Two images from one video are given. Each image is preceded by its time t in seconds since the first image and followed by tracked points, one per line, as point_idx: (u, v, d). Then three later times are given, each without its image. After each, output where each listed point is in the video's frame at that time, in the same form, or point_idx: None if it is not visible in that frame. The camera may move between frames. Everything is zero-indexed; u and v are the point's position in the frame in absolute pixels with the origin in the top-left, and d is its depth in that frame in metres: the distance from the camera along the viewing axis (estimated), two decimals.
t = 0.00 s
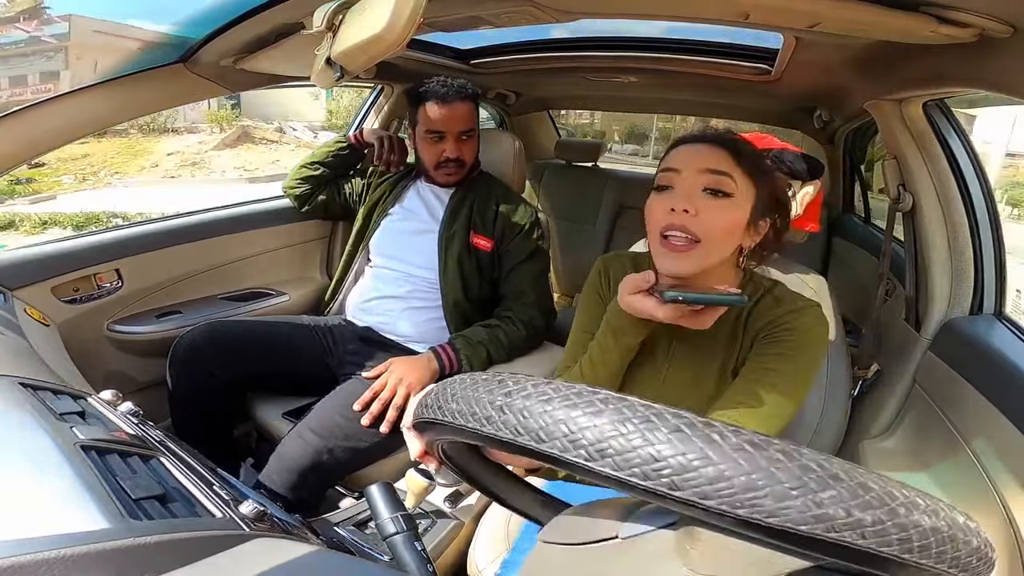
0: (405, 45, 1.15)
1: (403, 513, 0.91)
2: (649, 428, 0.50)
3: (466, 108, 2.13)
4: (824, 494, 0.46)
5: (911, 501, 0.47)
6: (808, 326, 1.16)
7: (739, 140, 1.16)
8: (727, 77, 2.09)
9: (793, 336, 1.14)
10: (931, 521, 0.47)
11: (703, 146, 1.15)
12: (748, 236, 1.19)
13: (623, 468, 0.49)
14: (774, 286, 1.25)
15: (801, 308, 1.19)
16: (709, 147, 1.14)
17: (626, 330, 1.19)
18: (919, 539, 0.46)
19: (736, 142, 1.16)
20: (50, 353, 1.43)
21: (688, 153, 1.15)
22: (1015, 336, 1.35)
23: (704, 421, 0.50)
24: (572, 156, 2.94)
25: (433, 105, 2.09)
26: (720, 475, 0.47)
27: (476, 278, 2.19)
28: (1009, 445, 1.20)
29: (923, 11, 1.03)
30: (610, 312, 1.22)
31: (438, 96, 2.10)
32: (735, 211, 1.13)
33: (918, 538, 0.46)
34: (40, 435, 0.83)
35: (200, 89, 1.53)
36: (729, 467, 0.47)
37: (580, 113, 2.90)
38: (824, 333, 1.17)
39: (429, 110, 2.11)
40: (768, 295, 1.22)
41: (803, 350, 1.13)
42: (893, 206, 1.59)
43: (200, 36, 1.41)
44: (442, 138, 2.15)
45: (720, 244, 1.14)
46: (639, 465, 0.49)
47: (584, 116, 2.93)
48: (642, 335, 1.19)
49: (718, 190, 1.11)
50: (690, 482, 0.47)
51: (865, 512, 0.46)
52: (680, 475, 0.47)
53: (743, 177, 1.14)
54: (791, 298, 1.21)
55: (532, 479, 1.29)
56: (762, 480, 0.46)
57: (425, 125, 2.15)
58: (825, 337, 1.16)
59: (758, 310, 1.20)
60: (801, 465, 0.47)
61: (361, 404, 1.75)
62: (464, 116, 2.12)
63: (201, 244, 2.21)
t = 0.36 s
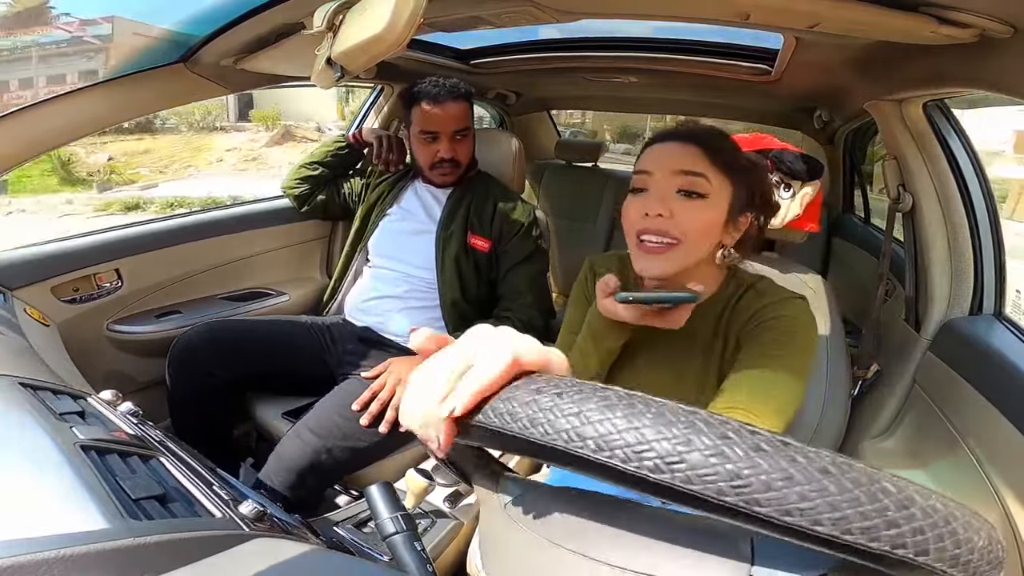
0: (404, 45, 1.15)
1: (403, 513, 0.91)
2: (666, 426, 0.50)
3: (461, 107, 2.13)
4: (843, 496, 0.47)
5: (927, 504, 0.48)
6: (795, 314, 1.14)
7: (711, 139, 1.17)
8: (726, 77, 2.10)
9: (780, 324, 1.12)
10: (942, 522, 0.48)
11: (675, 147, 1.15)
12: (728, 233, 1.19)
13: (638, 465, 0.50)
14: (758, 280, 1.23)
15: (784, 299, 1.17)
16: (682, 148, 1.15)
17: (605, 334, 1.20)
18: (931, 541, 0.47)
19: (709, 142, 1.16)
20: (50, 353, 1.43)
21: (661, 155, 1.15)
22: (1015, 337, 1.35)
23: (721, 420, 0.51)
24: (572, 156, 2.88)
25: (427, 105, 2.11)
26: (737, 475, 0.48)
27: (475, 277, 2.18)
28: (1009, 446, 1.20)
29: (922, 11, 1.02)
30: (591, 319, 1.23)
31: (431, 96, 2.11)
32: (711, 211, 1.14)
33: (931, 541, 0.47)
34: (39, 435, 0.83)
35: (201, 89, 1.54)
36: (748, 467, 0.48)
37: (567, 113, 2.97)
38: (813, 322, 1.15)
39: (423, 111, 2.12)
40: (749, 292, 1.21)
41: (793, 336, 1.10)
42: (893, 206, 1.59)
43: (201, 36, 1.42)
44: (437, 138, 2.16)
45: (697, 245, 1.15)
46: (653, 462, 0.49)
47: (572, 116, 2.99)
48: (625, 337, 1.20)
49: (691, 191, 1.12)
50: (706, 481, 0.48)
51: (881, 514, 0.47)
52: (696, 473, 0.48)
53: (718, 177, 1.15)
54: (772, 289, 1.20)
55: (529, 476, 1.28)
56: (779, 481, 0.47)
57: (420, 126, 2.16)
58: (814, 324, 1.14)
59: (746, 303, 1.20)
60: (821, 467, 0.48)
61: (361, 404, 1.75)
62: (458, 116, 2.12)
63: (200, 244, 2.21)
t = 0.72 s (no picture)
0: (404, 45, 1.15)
1: (403, 513, 0.91)
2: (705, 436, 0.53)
3: (459, 107, 2.13)
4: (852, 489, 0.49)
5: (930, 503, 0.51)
6: (779, 315, 1.14)
7: (674, 142, 1.15)
8: (726, 77, 2.10)
9: (762, 326, 1.12)
10: (942, 517, 0.51)
11: (637, 154, 1.13)
12: (697, 235, 1.19)
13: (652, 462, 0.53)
14: (738, 278, 1.25)
15: (767, 298, 1.19)
16: (644, 154, 1.13)
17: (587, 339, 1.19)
18: (933, 535, 0.49)
19: (673, 146, 1.14)
20: (49, 352, 1.43)
21: (625, 162, 1.13)
22: (1015, 337, 1.34)
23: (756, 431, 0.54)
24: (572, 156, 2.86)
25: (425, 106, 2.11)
26: (746, 471, 0.50)
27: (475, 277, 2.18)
28: (1008, 446, 1.19)
29: (922, 11, 1.02)
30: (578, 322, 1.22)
31: (430, 96, 2.11)
32: (675, 219, 1.13)
33: (935, 533, 0.50)
34: (39, 435, 0.83)
35: (201, 90, 1.54)
36: (757, 462, 0.50)
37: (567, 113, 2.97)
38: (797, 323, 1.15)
39: (422, 110, 2.12)
40: (728, 289, 1.23)
41: (775, 339, 1.09)
42: (893, 206, 1.58)
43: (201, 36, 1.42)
44: (436, 138, 2.16)
45: (660, 253, 1.14)
46: (695, 471, 0.51)
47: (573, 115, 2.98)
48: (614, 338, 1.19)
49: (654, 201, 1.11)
50: (716, 479, 0.51)
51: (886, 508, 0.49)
52: (707, 471, 0.51)
53: (681, 182, 1.13)
54: (750, 288, 1.22)
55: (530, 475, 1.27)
56: (791, 476, 0.49)
57: (418, 125, 2.15)
58: (795, 322, 1.14)
59: (726, 302, 1.21)
60: (828, 462, 0.51)
61: (361, 404, 1.75)
62: (458, 115, 2.12)
63: (200, 244, 2.21)
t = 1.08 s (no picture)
0: (404, 44, 1.15)
1: (403, 513, 0.91)
2: (707, 435, 0.52)
3: (465, 109, 2.13)
4: (855, 490, 0.49)
5: (931, 504, 0.51)
6: (785, 322, 1.15)
7: (696, 140, 1.17)
8: (726, 77, 2.10)
9: (770, 335, 1.12)
10: (943, 517, 0.51)
11: (664, 149, 1.14)
12: (716, 234, 1.19)
13: (655, 462, 0.52)
14: (746, 285, 1.25)
15: (772, 309, 1.18)
16: (671, 149, 1.14)
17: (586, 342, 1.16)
18: (934, 535, 0.50)
19: (697, 143, 1.15)
20: (49, 352, 1.43)
21: (648, 157, 1.14)
22: (1016, 337, 1.34)
23: (761, 430, 0.53)
24: (572, 155, 2.84)
25: (431, 107, 2.10)
26: (750, 471, 0.50)
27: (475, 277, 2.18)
28: (1008, 446, 1.19)
29: (922, 11, 1.02)
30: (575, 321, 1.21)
31: (435, 96, 2.11)
32: (699, 213, 1.13)
33: (936, 533, 0.50)
34: (39, 435, 0.83)
35: (201, 90, 1.55)
36: (761, 461, 0.50)
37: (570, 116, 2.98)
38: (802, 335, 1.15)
39: (426, 111, 2.11)
40: (738, 296, 1.22)
41: (785, 347, 1.09)
42: (893, 206, 1.59)
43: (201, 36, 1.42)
44: (440, 138, 2.15)
45: (683, 247, 1.14)
46: (699, 471, 0.51)
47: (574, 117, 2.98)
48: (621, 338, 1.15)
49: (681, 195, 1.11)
50: (720, 479, 0.50)
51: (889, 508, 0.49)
52: (711, 472, 0.50)
53: (706, 178, 1.14)
54: (763, 298, 1.21)
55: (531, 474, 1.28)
56: (795, 477, 0.49)
57: (423, 125, 2.15)
58: (802, 330, 1.15)
59: (738, 308, 1.20)
60: (832, 463, 0.51)
61: (361, 404, 1.75)
62: (462, 117, 2.12)
63: (200, 244, 2.21)
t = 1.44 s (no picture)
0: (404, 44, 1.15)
1: (403, 513, 0.91)
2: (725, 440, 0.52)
3: (467, 106, 2.13)
4: (875, 494, 0.49)
5: (951, 508, 0.52)
6: (789, 314, 1.15)
7: (718, 139, 1.16)
8: (726, 77, 2.10)
9: (774, 325, 1.12)
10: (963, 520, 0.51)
11: (688, 148, 1.13)
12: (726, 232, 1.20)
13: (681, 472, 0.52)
14: (747, 274, 1.24)
15: (776, 298, 1.18)
16: (695, 149, 1.12)
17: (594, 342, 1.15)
18: (948, 538, 0.50)
19: (719, 144, 1.15)
20: (48, 352, 1.43)
21: (672, 156, 1.12)
22: (1016, 336, 1.34)
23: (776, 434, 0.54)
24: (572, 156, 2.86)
25: (434, 104, 2.10)
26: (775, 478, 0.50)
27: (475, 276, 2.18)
28: (1008, 447, 1.19)
29: (923, 11, 1.02)
30: (576, 318, 1.22)
31: (439, 93, 2.11)
32: (719, 215, 1.14)
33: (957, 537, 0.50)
34: (39, 434, 0.83)
35: (201, 90, 1.55)
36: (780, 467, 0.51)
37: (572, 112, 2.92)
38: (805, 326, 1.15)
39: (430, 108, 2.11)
40: (740, 286, 1.22)
41: (790, 339, 1.10)
42: (893, 206, 1.60)
43: (200, 36, 1.42)
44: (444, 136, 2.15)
45: (701, 247, 1.15)
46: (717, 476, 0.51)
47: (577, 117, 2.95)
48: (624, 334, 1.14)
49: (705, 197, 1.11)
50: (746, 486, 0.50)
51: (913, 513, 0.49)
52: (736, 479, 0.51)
53: (728, 180, 1.14)
54: (765, 287, 1.21)
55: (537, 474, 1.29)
56: (821, 483, 0.50)
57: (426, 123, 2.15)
58: (806, 325, 1.14)
59: (741, 299, 1.20)
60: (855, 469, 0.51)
61: (361, 403, 1.75)
62: (465, 114, 2.12)
63: (200, 244, 2.21)
